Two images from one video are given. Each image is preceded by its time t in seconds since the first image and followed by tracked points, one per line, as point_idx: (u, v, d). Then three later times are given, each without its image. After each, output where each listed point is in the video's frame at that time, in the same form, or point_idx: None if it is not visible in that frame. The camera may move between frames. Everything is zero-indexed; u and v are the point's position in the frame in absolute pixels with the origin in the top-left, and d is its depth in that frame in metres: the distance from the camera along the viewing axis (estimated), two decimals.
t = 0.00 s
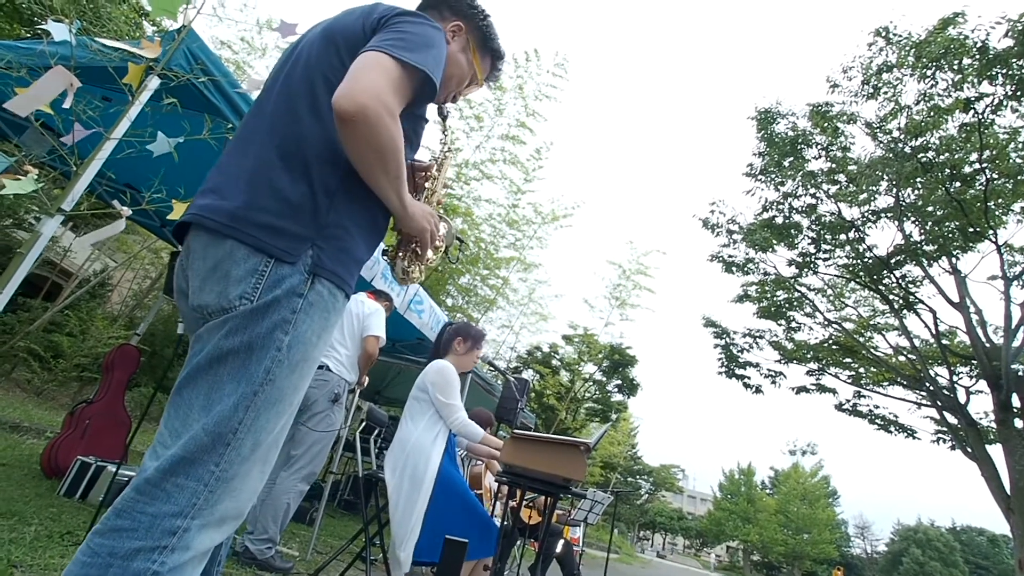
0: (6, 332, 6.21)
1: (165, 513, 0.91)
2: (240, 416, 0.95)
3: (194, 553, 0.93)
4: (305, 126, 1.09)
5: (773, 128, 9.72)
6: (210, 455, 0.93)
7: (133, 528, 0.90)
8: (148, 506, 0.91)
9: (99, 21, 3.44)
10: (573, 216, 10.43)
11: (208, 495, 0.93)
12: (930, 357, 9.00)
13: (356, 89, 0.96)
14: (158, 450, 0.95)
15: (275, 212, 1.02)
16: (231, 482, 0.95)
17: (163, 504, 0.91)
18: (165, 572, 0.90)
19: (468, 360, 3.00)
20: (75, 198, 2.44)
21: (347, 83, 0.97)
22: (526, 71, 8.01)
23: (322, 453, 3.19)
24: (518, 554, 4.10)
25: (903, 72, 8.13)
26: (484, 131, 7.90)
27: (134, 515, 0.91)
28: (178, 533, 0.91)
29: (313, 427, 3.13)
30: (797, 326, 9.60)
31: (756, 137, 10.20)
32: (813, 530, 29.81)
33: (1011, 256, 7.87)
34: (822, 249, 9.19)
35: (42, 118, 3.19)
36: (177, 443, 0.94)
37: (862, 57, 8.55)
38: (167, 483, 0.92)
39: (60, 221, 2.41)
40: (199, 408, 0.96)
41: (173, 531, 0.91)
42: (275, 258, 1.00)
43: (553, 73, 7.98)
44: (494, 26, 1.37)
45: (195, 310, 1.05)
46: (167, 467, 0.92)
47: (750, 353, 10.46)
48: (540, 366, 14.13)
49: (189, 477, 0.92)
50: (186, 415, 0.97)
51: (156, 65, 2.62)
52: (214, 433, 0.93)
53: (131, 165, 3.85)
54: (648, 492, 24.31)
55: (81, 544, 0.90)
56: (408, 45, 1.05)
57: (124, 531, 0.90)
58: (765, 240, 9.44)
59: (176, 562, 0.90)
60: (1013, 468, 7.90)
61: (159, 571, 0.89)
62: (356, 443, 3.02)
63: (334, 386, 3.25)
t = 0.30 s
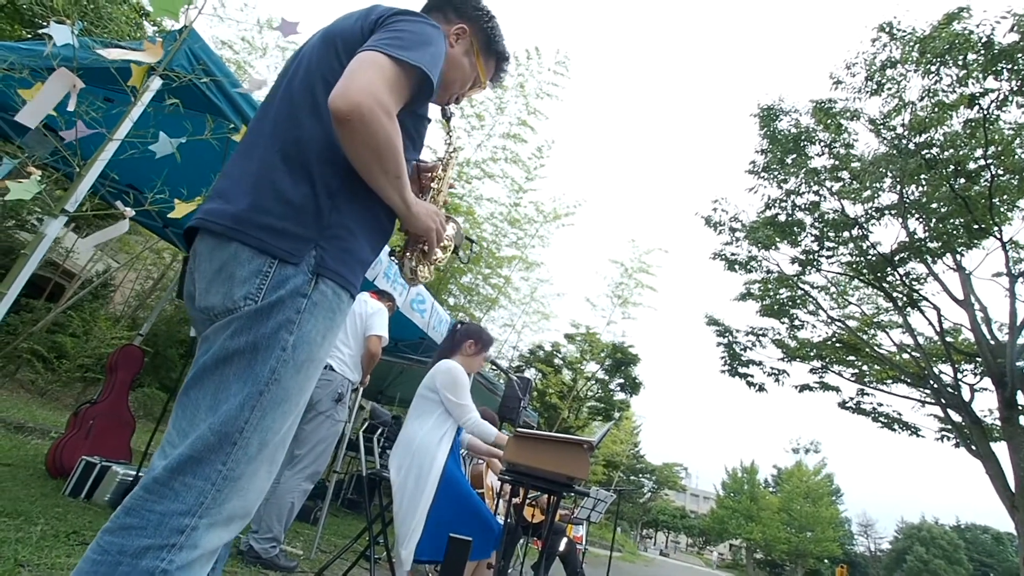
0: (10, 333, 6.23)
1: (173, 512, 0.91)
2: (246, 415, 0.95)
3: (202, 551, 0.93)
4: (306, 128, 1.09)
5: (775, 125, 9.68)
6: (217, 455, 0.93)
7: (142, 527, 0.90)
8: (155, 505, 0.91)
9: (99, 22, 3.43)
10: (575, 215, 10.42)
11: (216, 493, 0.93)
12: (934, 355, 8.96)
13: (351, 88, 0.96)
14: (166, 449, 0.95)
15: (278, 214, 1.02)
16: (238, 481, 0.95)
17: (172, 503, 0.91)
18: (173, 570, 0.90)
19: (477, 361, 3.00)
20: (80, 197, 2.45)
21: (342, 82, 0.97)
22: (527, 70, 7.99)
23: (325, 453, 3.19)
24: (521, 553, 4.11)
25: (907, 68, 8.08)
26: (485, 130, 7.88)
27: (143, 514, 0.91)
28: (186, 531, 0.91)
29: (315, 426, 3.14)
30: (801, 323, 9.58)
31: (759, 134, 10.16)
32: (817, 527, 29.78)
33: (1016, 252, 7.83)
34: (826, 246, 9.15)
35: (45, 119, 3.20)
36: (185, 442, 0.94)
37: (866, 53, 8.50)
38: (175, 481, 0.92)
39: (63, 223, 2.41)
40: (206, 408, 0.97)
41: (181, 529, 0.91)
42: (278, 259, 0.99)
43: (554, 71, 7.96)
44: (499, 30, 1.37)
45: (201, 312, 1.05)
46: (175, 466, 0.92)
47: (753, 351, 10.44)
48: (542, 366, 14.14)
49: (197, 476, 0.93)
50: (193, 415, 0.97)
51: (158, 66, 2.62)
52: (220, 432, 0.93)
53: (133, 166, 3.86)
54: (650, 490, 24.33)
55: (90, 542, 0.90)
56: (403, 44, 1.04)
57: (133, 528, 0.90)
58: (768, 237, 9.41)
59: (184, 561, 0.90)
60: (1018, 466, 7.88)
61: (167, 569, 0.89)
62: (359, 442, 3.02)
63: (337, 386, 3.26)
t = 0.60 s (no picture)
0: (9, 334, 6.22)
1: (183, 511, 0.91)
2: (255, 417, 0.95)
3: (210, 550, 0.93)
4: (310, 143, 1.09)
5: (773, 124, 9.70)
6: (227, 456, 0.93)
7: (152, 525, 0.91)
8: (165, 504, 0.91)
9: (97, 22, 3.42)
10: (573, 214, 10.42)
11: (225, 493, 0.93)
12: (930, 352, 9.00)
13: (357, 117, 0.97)
14: (176, 450, 0.96)
15: (288, 228, 1.02)
16: (247, 481, 0.95)
17: (182, 502, 0.92)
18: (182, 568, 0.90)
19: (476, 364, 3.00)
20: (79, 199, 2.45)
21: (347, 111, 0.98)
22: (525, 68, 8.00)
23: (325, 452, 3.19)
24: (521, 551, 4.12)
25: (903, 67, 8.11)
26: (484, 128, 7.89)
27: (154, 512, 0.91)
28: (194, 531, 0.91)
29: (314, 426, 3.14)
30: (798, 321, 9.61)
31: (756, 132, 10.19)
32: (815, 525, 29.83)
33: (1012, 250, 7.86)
34: (823, 244, 9.18)
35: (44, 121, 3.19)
36: (195, 443, 0.95)
37: (862, 52, 8.53)
38: (185, 481, 0.92)
39: (62, 224, 2.39)
40: (216, 409, 0.97)
41: (190, 528, 0.91)
42: (287, 269, 1.00)
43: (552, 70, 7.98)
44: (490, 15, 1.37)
45: (213, 319, 1.06)
46: (185, 466, 0.92)
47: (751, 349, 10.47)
48: (541, 364, 14.15)
49: (206, 476, 0.93)
50: (203, 416, 0.97)
51: (156, 67, 2.62)
52: (230, 432, 0.93)
53: (131, 167, 3.86)
54: (649, 488, 24.37)
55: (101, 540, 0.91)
56: (400, 62, 1.05)
57: (144, 527, 0.91)
58: (766, 236, 9.43)
59: (193, 559, 0.90)
60: (1014, 462, 7.93)
61: (177, 567, 0.89)
62: (359, 442, 3.01)
63: (336, 386, 3.25)
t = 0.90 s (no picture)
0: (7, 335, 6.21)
1: (195, 507, 0.92)
2: (264, 419, 0.96)
3: (220, 547, 0.93)
4: (309, 163, 1.11)
5: (769, 124, 9.72)
6: (238, 455, 0.94)
7: (166, 519, 0.92)
8: (178, 500, 0.93)
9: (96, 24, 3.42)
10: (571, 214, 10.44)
11: (235, 490, 0.94)
12: (927, 351, 9.02)
13: (348, 135, 0.99)
14: (189, 450, 0.97)
15: (291, 244, 1.04)
16: (257, 480, 0.96)
17: (195, 499, 0.93)
18: (193, 562, 0.90)
19: (471, 360, 3.01)
20: (79, 201, 2.45)
21: (338, 131, 1.00)
22: (522, 69, 8.01)
23: (325, 452, 3.20)
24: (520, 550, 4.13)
25: (899, 67, 8.12)
26: (481, 129, 7.90)
27: (167, 508, 0.92)
28: (206, 525, 0.92)
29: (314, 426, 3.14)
30: (795, 320, 9.62)
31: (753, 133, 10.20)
32: (812, 522, 29.83)
33: (1007, 250, 7.88)
34: (820, 244, 9.19)
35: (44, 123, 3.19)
36: (207, 443, 0.96)
37: (857, 53, 8.54)
38: (198, 479, 0.94)
39: (62, 226, 2.39)
40: (227, 410, 0.98)
41: (202, 523, 0.92)
42: (291, 281, 1.02)
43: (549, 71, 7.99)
44: (482, 27, 1.42)
45: (228, 333, 1.09)
46: (198, 464, 0.94)
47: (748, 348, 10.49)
48: (540, 364, 14.16)
49: (219, 474, 0.94)
50: (215, 418, 0.99)
51: (155, 69, 2.62)
52: (240, 433, 0.95)
53: (131, 169, 3.87)
54: (647, 486, 24.40)
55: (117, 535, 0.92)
56: (387, 78, 1.06)
57: (157, 521, 0.92)
58: (763, 235, 9.45)
59: (203, 553, 0.91)
60: (1009, 460, 7.95)
61: (188, 560, 0.90)
62: (358, 442, 3.02)
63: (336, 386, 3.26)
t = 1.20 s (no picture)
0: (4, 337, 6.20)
1: (210, 507, 0.98)
2: (271, 424, 1.02)
3: (234, 546, 0.99)
4: (306, 183, 1.19)
5: (766, 125, 9.74)
6: (248, 459, 1.00)
7: (184, 518, 0.98)
8: (196, 499, 0.99)
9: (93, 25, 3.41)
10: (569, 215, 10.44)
11: (248, 492, 1.00)
12: (923, 350, 9.05)
13: (329, 149, 1.06)
14: (205, 455, 1.04)
15: (289, 258, 1.12)
16: (269, 481, 1.02)
17: (211, 500, 0.99)
18: (208, 559, 0.96)
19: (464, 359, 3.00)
20: (76, 203, 2.44)
21: (321, 147, 1.07)
22: (520, 69, 8.01)
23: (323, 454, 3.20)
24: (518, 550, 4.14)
25: (894, 69, 8.13)
26: (479, 130, 7.91)
27: (184, 507, 0.99)
28: (221, 525, 0.98)
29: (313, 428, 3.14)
30: (792, 320, 9.64)
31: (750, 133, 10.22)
32: (810, 522, 29.78)
33: (1002, 249, 7.91)
34: (817, 244, 9.21)
35: (41, 125, 3.18)
36: (221, 447, 1.03)
37: (854, 53, 8.56)
38: (215, 482, 1.00)
39: (60, 228, 2.38)
40: (237, 417, 1.05)
41: (217, 523, 0.98)
42: (289, 293, 1.09)
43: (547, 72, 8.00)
44: (480, 53, 1.50)
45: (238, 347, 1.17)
46: (213, 468, 1.01)
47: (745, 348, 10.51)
48: (538, 364, 14.13)
49: (233, 477, 1.00)
50: (227, 425, 1.06)
51: (153, 71, 2.61)
52: (249, 437, 1.01)
53: (128, 171, 3.86)
54: (646, 487, 24.36)
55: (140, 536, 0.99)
56: (368, 98, 1.14)
57: (175, 520, 0.98)
58: (761, 236, 9.47)
59: (217, 550, 0.97)
60: (1005, 459, 7.98)
61: (204, 557, 0.96)
62: (357, 443, 3.02)
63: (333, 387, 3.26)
